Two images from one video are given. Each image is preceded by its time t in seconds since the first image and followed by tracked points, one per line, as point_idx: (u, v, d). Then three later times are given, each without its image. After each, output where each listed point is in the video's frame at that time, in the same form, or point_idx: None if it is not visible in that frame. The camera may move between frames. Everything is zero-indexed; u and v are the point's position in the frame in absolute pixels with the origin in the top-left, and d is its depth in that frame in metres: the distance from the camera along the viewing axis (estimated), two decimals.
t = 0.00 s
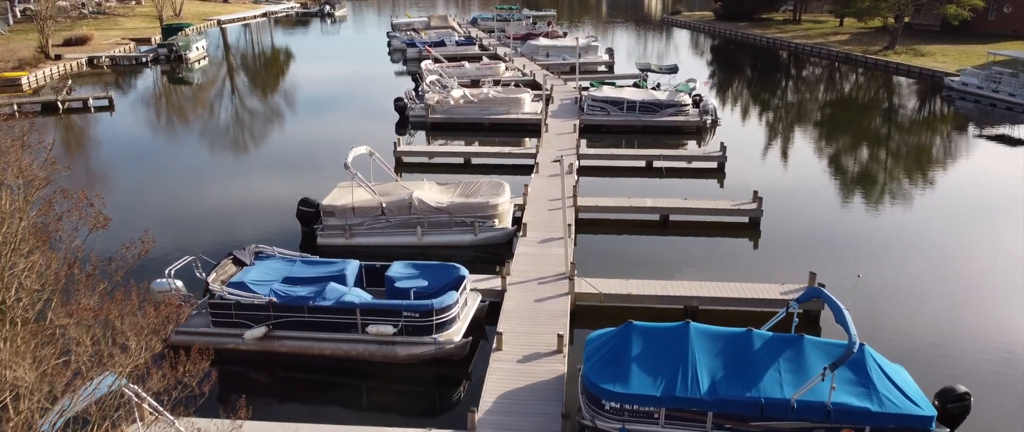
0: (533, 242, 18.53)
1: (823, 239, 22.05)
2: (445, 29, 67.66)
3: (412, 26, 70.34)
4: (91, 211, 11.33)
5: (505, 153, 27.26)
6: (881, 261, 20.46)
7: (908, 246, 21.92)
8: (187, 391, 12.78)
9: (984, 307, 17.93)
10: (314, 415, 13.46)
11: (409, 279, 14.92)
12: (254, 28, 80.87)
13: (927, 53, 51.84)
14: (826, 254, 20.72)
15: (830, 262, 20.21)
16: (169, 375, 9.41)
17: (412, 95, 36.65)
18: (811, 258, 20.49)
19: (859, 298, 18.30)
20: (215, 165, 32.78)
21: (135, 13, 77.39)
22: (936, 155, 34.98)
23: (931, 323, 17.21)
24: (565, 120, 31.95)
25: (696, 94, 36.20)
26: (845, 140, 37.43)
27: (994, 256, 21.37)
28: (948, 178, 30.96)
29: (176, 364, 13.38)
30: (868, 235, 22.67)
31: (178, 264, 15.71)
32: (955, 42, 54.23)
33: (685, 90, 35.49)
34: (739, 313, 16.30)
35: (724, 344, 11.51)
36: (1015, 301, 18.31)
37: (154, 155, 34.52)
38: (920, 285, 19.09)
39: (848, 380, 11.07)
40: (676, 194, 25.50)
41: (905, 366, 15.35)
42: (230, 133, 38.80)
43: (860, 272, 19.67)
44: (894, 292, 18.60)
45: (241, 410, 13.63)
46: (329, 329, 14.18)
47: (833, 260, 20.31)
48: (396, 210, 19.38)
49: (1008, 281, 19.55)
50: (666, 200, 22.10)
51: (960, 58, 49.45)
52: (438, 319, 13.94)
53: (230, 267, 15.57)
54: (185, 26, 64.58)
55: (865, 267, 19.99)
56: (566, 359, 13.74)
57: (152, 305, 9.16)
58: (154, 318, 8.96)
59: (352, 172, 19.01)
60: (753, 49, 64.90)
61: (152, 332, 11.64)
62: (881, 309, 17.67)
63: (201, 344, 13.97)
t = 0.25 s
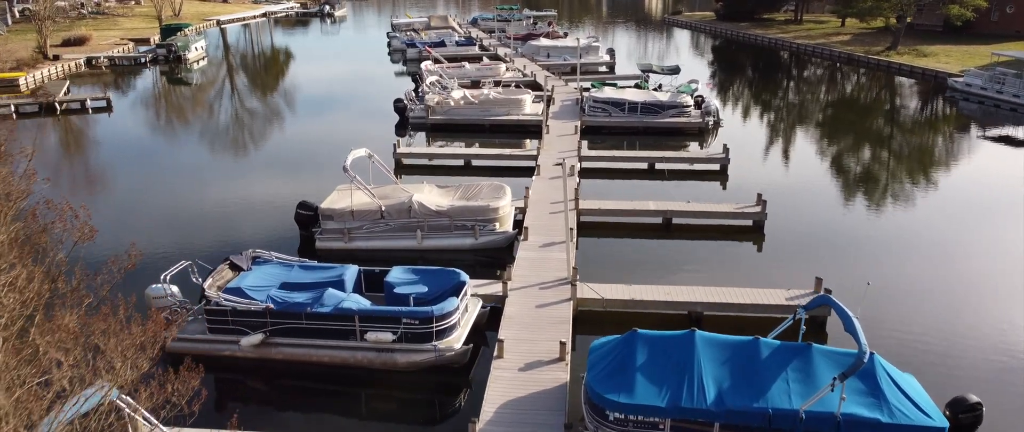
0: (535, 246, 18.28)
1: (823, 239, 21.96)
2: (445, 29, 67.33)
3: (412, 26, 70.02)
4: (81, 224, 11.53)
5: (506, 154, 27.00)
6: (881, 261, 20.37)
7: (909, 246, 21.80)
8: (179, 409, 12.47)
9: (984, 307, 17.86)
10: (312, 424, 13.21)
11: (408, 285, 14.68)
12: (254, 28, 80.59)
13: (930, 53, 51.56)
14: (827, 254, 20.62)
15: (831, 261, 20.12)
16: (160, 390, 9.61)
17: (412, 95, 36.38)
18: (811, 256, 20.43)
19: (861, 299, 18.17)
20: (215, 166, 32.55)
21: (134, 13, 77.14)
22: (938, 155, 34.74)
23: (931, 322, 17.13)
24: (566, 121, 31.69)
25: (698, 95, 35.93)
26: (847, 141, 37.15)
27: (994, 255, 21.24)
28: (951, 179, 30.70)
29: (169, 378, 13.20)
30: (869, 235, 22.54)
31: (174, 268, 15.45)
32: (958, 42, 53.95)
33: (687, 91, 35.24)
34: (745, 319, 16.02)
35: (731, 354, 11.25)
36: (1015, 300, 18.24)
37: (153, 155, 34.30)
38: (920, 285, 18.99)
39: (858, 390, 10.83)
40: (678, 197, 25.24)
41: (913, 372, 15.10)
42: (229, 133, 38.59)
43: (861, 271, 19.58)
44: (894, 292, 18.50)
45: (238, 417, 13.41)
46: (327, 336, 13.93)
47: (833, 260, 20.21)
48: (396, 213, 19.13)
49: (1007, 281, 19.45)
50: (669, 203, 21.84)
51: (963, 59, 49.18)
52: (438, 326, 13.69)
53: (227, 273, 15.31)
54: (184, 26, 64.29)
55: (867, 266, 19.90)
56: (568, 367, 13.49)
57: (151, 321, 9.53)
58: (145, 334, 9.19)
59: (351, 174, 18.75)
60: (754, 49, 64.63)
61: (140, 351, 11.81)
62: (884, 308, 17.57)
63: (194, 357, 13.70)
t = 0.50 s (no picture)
0: (536, 251, 18.01)
1: (823, 239, 21.90)
2: (445, 29, 67.03)
3: (412, 27, 69.70)
4: (63, 237, 11.51)
5: (506, 157, 26.73)
6: (881, 261, 20.27)
7: (908, 246, 21.68)
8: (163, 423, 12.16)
9: (984, 307, 17.77)
10: None
11: (408, 291, 14.41)
12: (254, 28, 80.33)
13: (933, 54, 51.27)
14: (827, 254, 20.53)
15: (831, 262, 20.00)
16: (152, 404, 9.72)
17: (412, 97, 36.12)
18: (812, 256, 20.33)
19: (864, 302, 17.96)
20: (215, 166, 32.36)
21: (133, 14, 76.91)
22: (940, 157, 34.49)
23: (930, 323, 17.05)
24: (567, 122, 31.43)
25: (700, 96, 35.66)
26: (849, 142, 36.84)
27: (995, 256, 21.10)
28: (953, 180, 30.42)
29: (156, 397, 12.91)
30: (869, 235, 22.44)
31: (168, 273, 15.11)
32: (961, 43, 53.65)
33: (688, 92, 34.97)
34: (750, 326, 15.76)
35: (738, 364, 11.00)
36: (1015, 301, 18.14)
37: (153, 155, 34.11)
38: (920, 285, 18.89)
39: (868, 401, 10.56)
40: (681, 200, 24.96)
41: (921, 379, 14.83)
42: (229, 133, 38.36)
43: (862, 272, 19.45)
44: (895, 293, 18.40)
45: (234, 427, 13.15)
46: (325, 344, 13.66)
47: (832, 259, 20.16)
48: (396, 217, 18.86)
49: (1008, 281, 19.34)
50: (672, 206, 21.55)
51: (967, 59, 48.90)
52: (438, 334, 13.42)
53: (223, 279, 15.04)
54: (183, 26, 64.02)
55: (868, 266, 19.77)
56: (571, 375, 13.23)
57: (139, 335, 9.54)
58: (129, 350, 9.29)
59: (350, 177, 18.47)
60: (756, 49, 64.35)
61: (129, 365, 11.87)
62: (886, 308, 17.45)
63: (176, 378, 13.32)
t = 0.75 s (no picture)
0: (538, 256, 17.72)
1: (823, 239, 21.90)
2: (445, 30, 66.71)
3: (413, 27, 69.37)
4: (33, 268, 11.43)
5: (507, 159, 26.43)
6: (880, 261, 20.22)
7: (906, 245, 21.64)
8: None
9: (984, 307, 17.70)
10: None
11: (407, 299, 14.13)
12: (254, 28, 80.04)
13: (936, 54, 50.98)
14: (828, 255, 20.45)
15: (831, 262, 19.91)
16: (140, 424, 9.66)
17: (412, 98, 35.81)
18: (813, 257, 20.23)
19: (870, 307, 17.70)
20: (215, 166, 32.08)
21: (132, 14, 76.67)
22: (943, 158, 34.22)
23: (931, 323, 17.01)
24: (568, 124, 31.14)
25: (702, 97, 35.36)
26: (851, 144, 36.45)
27: (995, 256, 21.09)
28: (956, 182, 30.08)
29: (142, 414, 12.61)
30: (867, 235, 22.41)
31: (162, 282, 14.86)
32: (964, 43, 53.34)
33: (690, 93, 34.67)
34: (755, 333, 15.46)
35: (745, 376, 10.72)
36: (1015, 301, 18.11)
37: (153, 155, 33.84)
38: (919, 285, 18.83)
39: (881, 415, 10.26)
40: (683, 203, 24.66)
41: (930, 388, 14.56)
42: (228, 134, 38.07)
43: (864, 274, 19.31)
44: (896, 294, 18.32)
45: None
46: (322, 352, 13.36)
47: (832, 259, 20.14)
48: (395, 222, 18.55)
49: (1008, 281, 19.30)
50: (675, 210, 21.20)
51: (970, 60, 48.61)
52: (437, 342, 13.12)
53: (219, 285, 14.71)
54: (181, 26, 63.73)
55: (868, 268, 19.66)
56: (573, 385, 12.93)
57: (122, 353, 9.53)
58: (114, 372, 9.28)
59: (348, 181, 18.16)
60: (757, 50, 64.08)
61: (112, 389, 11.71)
62: (889, 308, 17.34)
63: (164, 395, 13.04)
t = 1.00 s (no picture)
0: (538, 261, 17.41)
1: (825, 239, 22.50)
2: (444, 30, 66.31)
3: (412, 28, 69.05)
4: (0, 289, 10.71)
5: (507, 162, 26.13)
6: (881, 261, 20.73)
7: (907, 245, 22.27)
8: None
9: (984, 307, 18.11)
10: None
11: (405, 307, 13.82)
12: (252, 29, 79.72)
13: (938, 55, 50.69)
14: (829, 254, 20.90)
15: (833, 263, 20.17)
16: None
17: (411, 99, 35.53)
18: (815, 259, 20.38)
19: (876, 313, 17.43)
20: (214, 166, 31.74)
21: (130, 14, 76.40)
22: (945, 159, 33.90)
23: (930, 322, 17.39)
24: (569, 126, 30.83)
25: (704, 98, 35.12)
26: (853, 145, 36.13)
27: (995, 256, 21.68)
28: (959, 184, 29.75)
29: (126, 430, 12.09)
30: (867, 235, 23.01)
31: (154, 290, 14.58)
32: (967, 44, 53.01)
33: (692, 95, 34.39)
34: (760, 342, 15.15)
35: (753, 390, 10.40)
36: (1014, 300, 18.58)
37: (151, 156, 33.50)
38: (918, 285, 19.26)
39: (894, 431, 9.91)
40: (685, 207, 24.39)
41: (938, 402, 14.27)
42: (227, 134, 37.73)
43: (865, 282, 19.21)
44: (896, 292, 18.76)
45: None
46: (317, 363, 13.04)
47: (833, 259, 20.57)
48: (392, 226, 18.23)
49: (1007, 281, 19.82)
50: (678, 215, 20.89)
51: (973, 61, 48.34)
52: (436, 353, 12.80)
53: (212, 293, 14.40)
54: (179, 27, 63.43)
55: (871, 269, 19.99)
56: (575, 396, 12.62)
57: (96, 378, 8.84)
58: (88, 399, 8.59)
59: (345, 186, 17.84)
60: (758, 50, 63.77)
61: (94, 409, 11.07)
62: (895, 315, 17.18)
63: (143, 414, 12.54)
